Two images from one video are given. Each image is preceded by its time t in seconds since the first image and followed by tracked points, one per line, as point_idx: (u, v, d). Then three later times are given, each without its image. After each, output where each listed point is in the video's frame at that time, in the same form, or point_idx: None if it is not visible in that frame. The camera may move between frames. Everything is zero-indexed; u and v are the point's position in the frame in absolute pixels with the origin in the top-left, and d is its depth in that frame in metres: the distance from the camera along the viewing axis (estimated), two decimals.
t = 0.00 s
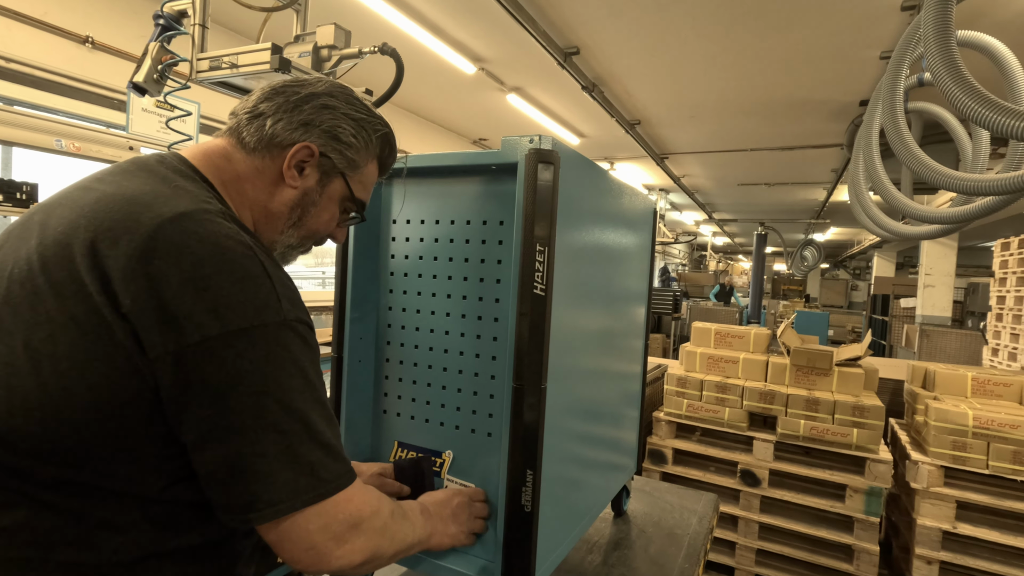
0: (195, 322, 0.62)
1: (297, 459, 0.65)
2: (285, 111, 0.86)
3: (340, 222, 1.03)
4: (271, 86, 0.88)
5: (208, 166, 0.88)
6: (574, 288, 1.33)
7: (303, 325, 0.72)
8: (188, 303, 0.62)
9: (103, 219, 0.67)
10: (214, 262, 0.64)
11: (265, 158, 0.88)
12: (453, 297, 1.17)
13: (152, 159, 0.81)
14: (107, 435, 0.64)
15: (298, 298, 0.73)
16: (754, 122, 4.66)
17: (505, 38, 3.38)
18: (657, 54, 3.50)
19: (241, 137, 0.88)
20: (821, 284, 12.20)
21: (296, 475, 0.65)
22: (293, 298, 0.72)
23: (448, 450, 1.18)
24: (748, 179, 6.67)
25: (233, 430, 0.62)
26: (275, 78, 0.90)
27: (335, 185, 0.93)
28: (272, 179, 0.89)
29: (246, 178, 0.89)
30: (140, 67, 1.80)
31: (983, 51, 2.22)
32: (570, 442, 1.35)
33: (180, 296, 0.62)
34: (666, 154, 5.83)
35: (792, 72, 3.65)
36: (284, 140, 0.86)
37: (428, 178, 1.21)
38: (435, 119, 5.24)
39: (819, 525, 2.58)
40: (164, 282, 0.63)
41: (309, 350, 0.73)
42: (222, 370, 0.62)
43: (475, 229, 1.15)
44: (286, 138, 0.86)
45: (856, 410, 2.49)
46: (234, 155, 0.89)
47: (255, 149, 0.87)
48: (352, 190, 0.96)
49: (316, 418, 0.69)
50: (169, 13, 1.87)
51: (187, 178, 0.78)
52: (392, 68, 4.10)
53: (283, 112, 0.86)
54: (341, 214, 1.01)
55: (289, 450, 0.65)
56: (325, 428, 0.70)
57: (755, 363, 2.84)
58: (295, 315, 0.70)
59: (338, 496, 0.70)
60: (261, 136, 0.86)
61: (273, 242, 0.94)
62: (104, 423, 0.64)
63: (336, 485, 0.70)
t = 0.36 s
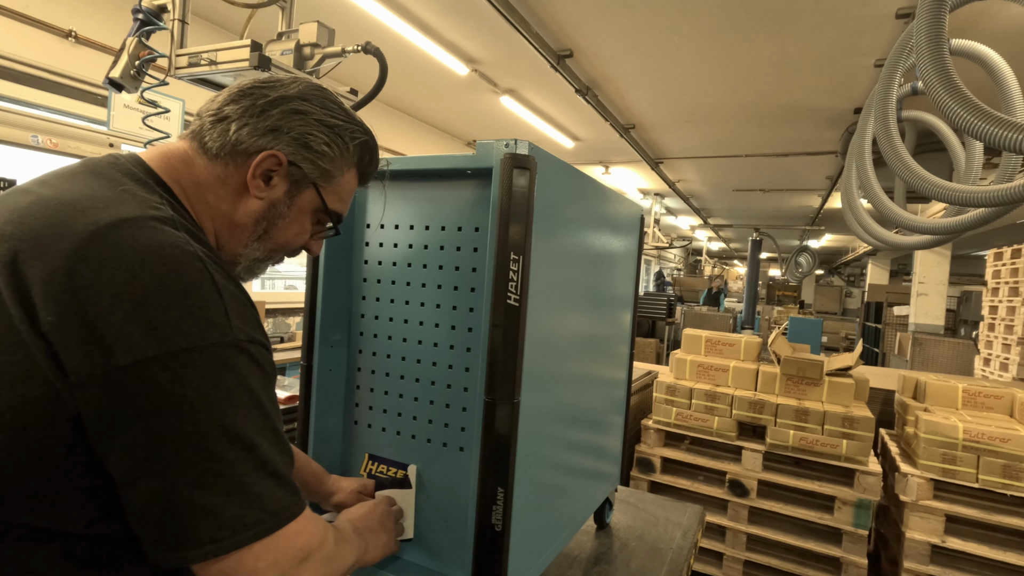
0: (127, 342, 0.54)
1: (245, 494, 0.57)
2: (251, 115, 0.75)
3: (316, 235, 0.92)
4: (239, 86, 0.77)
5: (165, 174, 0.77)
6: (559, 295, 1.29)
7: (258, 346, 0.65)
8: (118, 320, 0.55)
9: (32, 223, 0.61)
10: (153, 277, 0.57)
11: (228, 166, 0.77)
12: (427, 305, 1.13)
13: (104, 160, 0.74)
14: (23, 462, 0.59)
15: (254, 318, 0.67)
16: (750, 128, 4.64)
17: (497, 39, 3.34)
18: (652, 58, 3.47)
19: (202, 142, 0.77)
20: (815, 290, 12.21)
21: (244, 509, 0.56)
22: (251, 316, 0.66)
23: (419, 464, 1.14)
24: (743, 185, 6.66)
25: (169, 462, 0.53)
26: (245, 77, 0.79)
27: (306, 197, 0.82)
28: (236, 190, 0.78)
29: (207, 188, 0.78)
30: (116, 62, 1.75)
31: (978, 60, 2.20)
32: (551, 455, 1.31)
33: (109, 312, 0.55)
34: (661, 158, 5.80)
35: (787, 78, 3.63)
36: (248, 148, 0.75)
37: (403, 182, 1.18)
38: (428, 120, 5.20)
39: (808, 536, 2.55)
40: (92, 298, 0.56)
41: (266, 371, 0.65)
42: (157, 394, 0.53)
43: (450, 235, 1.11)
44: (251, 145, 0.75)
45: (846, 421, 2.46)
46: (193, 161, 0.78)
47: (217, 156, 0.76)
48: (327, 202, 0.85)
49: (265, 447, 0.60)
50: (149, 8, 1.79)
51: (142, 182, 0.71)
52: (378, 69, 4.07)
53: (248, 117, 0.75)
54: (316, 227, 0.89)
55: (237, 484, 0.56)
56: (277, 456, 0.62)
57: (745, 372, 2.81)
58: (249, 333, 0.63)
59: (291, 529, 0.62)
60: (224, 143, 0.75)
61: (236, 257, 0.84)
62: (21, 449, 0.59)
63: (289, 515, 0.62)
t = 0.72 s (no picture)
0: (43, 338, 0.50)
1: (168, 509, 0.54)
2: (214, 106, 0.69)
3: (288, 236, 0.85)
4: (207, 76, 0.71)
5: (124, 167, 0.71)
6: (542, 293, 1.25)
7: (205, 352, 0.62)
8: (34, 312, 0.51)
9: None
10: (76, 269, 0.54)
11: (190, 160, 0.70)
12: (401, 303, 1.10)
13: (59, 150, 0.68)
14: None
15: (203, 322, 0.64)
16: (745, 130, 4.62)
17: (490, 36, 3.31)
18: (645, 57, 3.45)
19: (163, 133, 0.71)
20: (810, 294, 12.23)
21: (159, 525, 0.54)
22: (197, 321, 0.63)
23: (390, 468, 1.10)
24: (738, 188, 6.65)
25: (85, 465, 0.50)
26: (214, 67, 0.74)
27: (273, 194, 0.75)
28: (197, 185, 0.72)
29: (167, 183, 0.72)
30: (94, 51, 1.71)
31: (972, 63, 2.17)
32: (531, 458, 1.27)
33: (25, 304, 0.51)
34: (656, 159, 5.78)
35: (781, 80, 3.60)
36: (211, 141, 0.69)
37: (379, 175, 1.14)
38: (421, 117, 5.15)
39: (795, 542, 2.52)
40: (12, 289, 0.52)
41: (210, 379, 0.62)
42: (76, 392, 0.50)
43: (425, 231, 1.08)
44: (212, 138, 0.69)
45: (835, 426, 2.43)
46: (153, 154, 0.72)
47: (179, 150, 0.70)
48: (296, 201, 0.78)
49: (196, 459, 0.57)
50: None
51: (90, 169, 0.66)
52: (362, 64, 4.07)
53: (211, 108, 0.69)
54: (287, 227, 0.82)
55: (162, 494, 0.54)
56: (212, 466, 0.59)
57: (735, 375, 2.78)
58: (194, 336, 0.60)
59: (217, 547, 0.59)
60: (186, 135, 0.69)
61: (199, 257, 0.77)
62: None
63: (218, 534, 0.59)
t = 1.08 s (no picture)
0: None
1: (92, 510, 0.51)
2: (164, 75, 0.65)
3: (253, 215, 0.81)
4: (156, 44, 0.67)
5: (63, 142, 0.66)
6: (523, 286, 1.23)
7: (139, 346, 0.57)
8: None
9: None
10: None
11: (140, 134, 0.66)
12: (374, 294, 1.07)
13: None
14: None
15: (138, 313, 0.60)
16: (740, 129, 4.60)
17: (483, 30, 3.27)
18: (640, 53, 3.42)
19: (109, 105, 0.66)
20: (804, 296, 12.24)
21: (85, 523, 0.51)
22: (131, 311, 0.58)
23: (361, 463, 1.07)
24: (733, 188, 6.64)
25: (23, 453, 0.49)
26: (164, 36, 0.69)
27: (232, 169, 0.71)
28: (148, 161, 0.67)
29: (114, 159, 0.67)
30: (70, 34, 1.67)
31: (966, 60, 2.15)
32: (510, 454, 1.24)
33: None
34: (651, 158, 5.76)
35: (776, 78, 3.58)
36: (162, 113, 0.65)
37: (354, 162, 1.12)
38: (415, 112, 5.12)
39: (784, 543, 2.50)
40: None
41: (146, 373, 0.58)
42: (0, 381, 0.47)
43: (399, 220, 1.05)
44: (164, 108, 0.65)
45: (825, 426, 2.41)
46: (98, 128, 0.67)
47: (127, 123, 0.66)
48: (259, 176, 0.74)
49: (134, 457, 0.53)
50: None
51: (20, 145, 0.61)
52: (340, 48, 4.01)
53: (161, 77, 0.65)
54: (250, 205, 0.79)
55: (77, 497, 0.51)
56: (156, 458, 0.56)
57: (725, 374, 2.76)
58: (122, 325, 0.55)
59: (169, 543, 0.56)
60: (135, 107, 0.65)
61: (153, 239, 0.72)
62: None
63: (163, 531, 0.55)
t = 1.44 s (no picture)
0: None
1: None
2: (104, 13, 0.65)
3: (207, 167, 0.84)
4: None
5: None
6: (508, 273, 1.20)
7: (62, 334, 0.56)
8: None
9: None
10: None
11: (80, 76, 0.66)
12: (352, 277, 1.04)
13: None
14: None
15: (77, 298, 0.58)
16: (735, 121, 4.57)
17: (477, 17, 3.22)
18: (635, 42, 3.37)
19: (43, 43, 0.65)
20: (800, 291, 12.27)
21: None
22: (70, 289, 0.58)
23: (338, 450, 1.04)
24: (729, 181, 6.61)
25: None
26: None
27: (184, 117, 0.73)
28: (91, 106, 0.67)
29: (52, 106, 0.66)
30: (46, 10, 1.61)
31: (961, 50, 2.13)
32: (493, 442, 1.22)
33: None
34: (647, 150, 5.72)
35: (773, 69, 3.54)
36: (104, 54, 0.65)
37: (332, 142, 1.09)
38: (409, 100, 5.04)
39: (772, 535, 2.49)
40: None
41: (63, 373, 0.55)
42: None
43: (378, 201, 1.02)
44: (106, 49, 0.65)
45: (815, 419, 2.40)
46: (32, 70, 0.66)
47: (65, 65, 0.65)
48: (213, 126, 0.77)
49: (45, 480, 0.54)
50: None
51: None
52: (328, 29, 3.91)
53: (100, 13, 0.65)
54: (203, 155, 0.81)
55: None
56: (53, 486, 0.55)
57: (717, 366, 2.74)
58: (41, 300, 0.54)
59: None
60: (74, 47, 0.64)
61: (101, 189, 0.74)
62: None
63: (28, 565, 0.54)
